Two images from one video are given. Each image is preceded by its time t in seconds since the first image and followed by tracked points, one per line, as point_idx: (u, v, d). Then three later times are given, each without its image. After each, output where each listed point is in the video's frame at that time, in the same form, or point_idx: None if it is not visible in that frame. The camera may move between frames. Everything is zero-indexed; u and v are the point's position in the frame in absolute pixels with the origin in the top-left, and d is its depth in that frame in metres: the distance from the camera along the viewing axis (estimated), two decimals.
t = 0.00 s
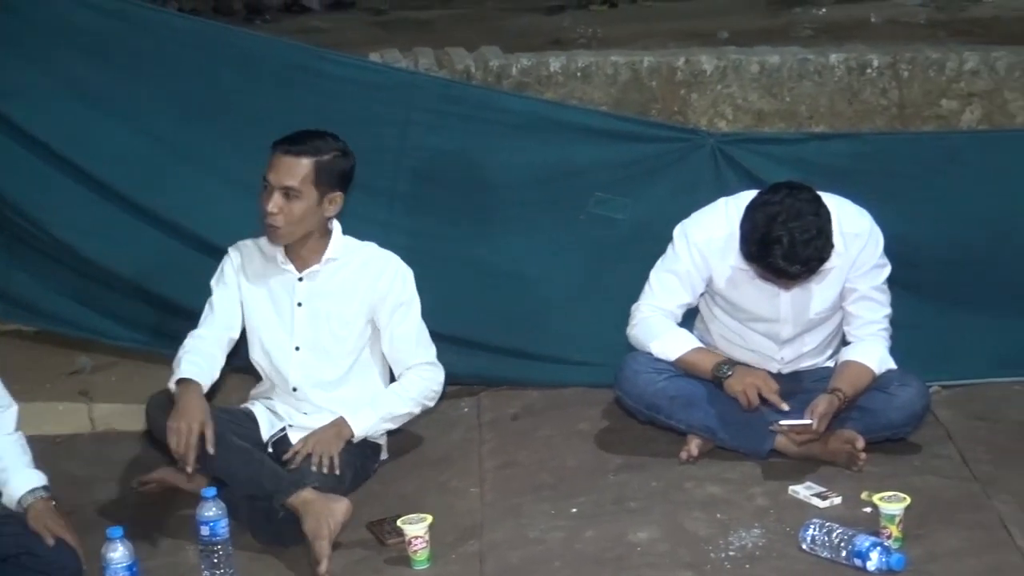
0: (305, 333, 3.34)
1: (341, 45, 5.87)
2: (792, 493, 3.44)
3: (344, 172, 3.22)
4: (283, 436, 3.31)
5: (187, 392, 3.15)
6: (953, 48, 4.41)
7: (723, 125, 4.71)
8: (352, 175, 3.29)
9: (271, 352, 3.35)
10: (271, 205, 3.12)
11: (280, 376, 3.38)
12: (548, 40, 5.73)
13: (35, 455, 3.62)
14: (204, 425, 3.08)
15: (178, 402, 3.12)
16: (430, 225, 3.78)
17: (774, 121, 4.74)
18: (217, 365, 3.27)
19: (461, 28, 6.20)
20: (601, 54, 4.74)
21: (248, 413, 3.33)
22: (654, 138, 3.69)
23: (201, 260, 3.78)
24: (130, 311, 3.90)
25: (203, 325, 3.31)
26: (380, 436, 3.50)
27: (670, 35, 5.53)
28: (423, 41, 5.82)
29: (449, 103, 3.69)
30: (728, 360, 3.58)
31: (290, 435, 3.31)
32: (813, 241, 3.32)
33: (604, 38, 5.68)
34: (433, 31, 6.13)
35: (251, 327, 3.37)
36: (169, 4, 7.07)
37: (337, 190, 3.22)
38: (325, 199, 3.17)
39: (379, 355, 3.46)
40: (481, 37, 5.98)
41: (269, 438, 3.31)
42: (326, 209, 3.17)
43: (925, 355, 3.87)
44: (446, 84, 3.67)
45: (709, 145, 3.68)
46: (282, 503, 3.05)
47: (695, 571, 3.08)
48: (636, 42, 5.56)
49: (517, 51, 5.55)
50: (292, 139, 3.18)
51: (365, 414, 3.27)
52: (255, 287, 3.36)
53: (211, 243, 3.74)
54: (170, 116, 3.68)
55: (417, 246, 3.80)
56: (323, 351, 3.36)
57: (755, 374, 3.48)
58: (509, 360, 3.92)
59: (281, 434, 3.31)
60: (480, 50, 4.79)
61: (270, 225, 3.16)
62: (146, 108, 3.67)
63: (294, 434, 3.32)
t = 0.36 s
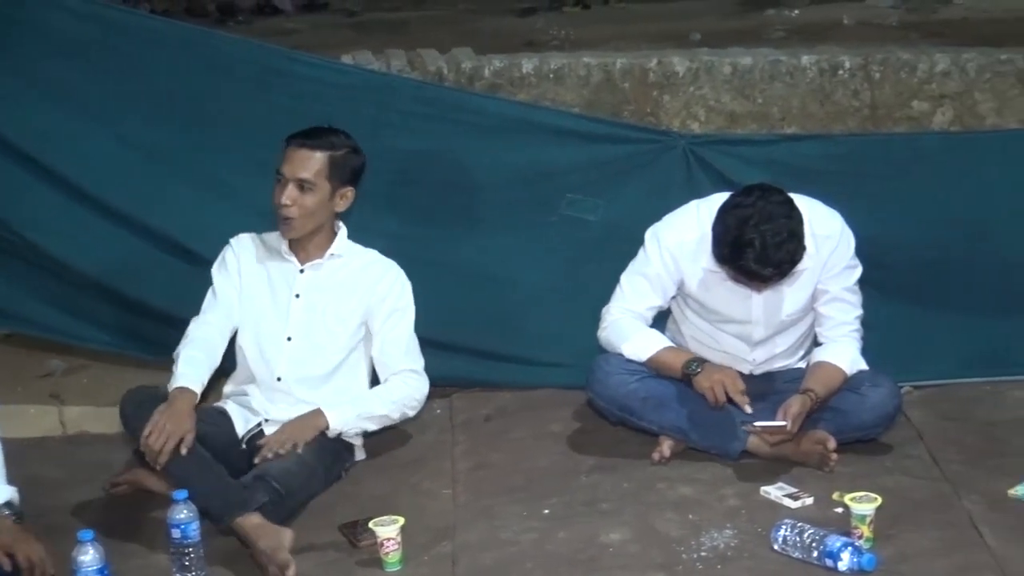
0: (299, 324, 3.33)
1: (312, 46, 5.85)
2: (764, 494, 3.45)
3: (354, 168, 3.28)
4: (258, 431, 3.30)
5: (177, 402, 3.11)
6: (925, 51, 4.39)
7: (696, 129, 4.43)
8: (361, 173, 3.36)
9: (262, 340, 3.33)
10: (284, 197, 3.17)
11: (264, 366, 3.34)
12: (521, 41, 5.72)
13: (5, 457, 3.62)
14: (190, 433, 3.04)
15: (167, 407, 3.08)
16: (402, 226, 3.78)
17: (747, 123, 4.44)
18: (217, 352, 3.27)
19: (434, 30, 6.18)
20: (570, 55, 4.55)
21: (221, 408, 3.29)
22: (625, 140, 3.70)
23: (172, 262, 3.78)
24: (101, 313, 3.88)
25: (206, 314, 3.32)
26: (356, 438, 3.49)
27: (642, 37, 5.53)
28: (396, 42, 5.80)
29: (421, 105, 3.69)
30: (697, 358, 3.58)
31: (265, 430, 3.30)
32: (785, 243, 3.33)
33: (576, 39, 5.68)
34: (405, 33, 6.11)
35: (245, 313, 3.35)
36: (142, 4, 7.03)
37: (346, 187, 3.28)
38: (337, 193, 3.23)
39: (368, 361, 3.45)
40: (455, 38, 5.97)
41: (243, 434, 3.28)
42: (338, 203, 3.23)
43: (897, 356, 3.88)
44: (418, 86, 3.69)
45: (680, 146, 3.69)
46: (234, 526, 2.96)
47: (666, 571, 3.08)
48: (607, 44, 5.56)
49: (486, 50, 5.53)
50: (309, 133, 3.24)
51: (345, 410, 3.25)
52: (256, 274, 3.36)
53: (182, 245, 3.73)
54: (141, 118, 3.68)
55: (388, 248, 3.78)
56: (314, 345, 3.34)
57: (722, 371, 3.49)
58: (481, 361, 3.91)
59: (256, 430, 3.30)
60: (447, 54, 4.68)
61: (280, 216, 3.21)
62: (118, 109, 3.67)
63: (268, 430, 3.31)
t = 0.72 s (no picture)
0: (289, 326, 3.32)
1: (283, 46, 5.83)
2: (736, 495, 3.46)
3: (364, 178, 3.30)
4: (231, 432, 3.26)
5: (153, 401, 3.10)
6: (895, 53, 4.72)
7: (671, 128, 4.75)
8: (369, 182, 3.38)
9: (249, 338, 3.32)
10: (298, 203, 3.18)
11: (245, 365, 3.31)
12: (494, 42, 5.71)
13: None
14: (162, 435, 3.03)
15: (142, 407, 3.07)
16: (374, 227, 3.77)
17: (719, 123, 4.75)
18: (196, 352, 3.23)
19: (407, 31, 6.17)
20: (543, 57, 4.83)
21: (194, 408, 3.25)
22: (596, 141, 3.71)
23: (143, 264, 3.77)
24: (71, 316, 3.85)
25: (187, 312, 3.29)
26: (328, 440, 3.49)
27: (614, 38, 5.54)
28: (368, 43, 5.79)
29: (392, 107, 3.70)
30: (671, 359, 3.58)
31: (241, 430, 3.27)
32: (756, 245, 3.33)
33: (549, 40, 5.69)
34: (378, 35, 6.10)
35: (231, 308, 3.33)
36: (115, 5, 6.99)
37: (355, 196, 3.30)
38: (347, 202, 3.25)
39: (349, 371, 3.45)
40: (428, 38, 5.97)
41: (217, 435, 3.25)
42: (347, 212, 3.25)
43: (868, 357, 3.89)
44: (390, 87, 3.69)
45: (652, 148, 3.70)
46: (196, 532, 2.93)
47: (639, 572, 3.08)
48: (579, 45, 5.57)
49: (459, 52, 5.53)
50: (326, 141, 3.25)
51: (319, 411, 3.23)
52: (245, 272, 3.35)
53: (152, 247, 3.72)
54: (111, 120, 3.66)
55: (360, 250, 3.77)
56: (300, 348, 3.34)
57: (697, 374, 3.49)
58: (453, 363, 3.91)
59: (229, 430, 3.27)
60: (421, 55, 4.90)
61: (289, 220, 3.21)
62: (87, 111, 3.65)
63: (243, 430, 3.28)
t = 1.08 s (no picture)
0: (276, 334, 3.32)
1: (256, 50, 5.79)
2: (713, 497, 3.46)
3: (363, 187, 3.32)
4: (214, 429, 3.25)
5: (134, 400, 3.05)
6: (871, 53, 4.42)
7: (644, 132, 4.44)
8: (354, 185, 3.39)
9: (237, 346, 3.31)
10: (316, 217, 3.16)
11: (233, 370, 3.31)
12: (469, 46, 5.69)
13: None
14: (142, 434, 2.99)
15: (123, 407, 3.03)
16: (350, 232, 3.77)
17: (695, 126, 4.46)
18: (169, 357, 3.17)
19: (381, 35, 6.15)
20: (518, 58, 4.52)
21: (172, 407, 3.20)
22: (572, 144, 3.71)
23: (117, 269, 3.76)
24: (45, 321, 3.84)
25: (162, 317, 3.22)
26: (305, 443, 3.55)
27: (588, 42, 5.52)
28: (343, 47, 5.76)
29: (367, 111, 3.70)
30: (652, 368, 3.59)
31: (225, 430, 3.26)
32: (730, 247, 3.34)
33: (522, 44, 5.67)
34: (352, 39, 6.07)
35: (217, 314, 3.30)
36: (89, 10, 6.94)
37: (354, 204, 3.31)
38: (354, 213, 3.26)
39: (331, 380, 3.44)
40: (401, 42, 5.94)
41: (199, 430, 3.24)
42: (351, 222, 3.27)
43: (843, 358, 3.90)
44: (364, 91, 3.69)
45: (627, 150, 3.71)
46: (177, 535, 2.90)
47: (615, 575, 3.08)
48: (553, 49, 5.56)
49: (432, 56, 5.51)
50: (336, 152, 3.21)
51: (294, 404, 3.25)
52: (232, 279, 3.33)
53: (127, 253, 3.71)
54: (85, 124, 3.65)
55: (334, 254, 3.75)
56: (287, 356, 3.33)
57: (682, 387, 3.51)
58: (429, 367, 3.91)
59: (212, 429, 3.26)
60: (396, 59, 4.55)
61: (303, 232, 3.19)
62: (61, 116, 3.64)
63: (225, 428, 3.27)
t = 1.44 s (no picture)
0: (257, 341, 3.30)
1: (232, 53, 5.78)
2: (690, 497, 3.47)
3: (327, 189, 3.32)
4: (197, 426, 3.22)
5: (114, 401, 2.97)
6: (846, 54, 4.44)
7: (620, 133, 4.43)
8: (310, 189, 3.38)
9: (220, 354, 3.28)
10: (305, 221, 3.14)
11: (217, 379, 3.27)
12: (445, 47, 5.68)
13: None
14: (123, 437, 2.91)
15: (104, 407, 2.94)
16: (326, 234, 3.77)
17: (671, 127, 4.45)
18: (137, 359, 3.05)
19: (356, 37, 6.14)
20: (493, 60, 4.53)
21: (151, 408, 3.13)
22: (547, 146, 3.72)
23: (91, 272, 3.75)
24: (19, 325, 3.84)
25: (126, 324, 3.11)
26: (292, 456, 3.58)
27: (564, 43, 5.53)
28: (319, 49, 5.75)
29: (342, 114, 3.70)
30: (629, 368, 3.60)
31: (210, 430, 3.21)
32: (703, 247, 3.34)
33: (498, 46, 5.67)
34: (328, 41, 6.06)
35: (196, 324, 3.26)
36: (64, 15, 6.91)
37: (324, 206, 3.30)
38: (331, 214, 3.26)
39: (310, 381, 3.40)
40: (378, 43, 5.93)
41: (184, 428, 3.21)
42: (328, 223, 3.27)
43: (819, 358, 3.91)
44: (338, 93, 3.69)
45: (602, 151, 3.72)
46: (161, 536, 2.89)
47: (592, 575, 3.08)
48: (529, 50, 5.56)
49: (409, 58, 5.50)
50: (306, 155, 3.20)
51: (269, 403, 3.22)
52: (209, 288, 3.27)
53: (102, 256, 3.71)
54: (59, 127, 3.65)
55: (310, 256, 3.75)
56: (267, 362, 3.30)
57: (660, 385, 3.52)
58: (405, 369, 3.91)
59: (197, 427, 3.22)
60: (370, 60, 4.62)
61: (291, 240, 3.16)
62: (34, 119, 3.63)
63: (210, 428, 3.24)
